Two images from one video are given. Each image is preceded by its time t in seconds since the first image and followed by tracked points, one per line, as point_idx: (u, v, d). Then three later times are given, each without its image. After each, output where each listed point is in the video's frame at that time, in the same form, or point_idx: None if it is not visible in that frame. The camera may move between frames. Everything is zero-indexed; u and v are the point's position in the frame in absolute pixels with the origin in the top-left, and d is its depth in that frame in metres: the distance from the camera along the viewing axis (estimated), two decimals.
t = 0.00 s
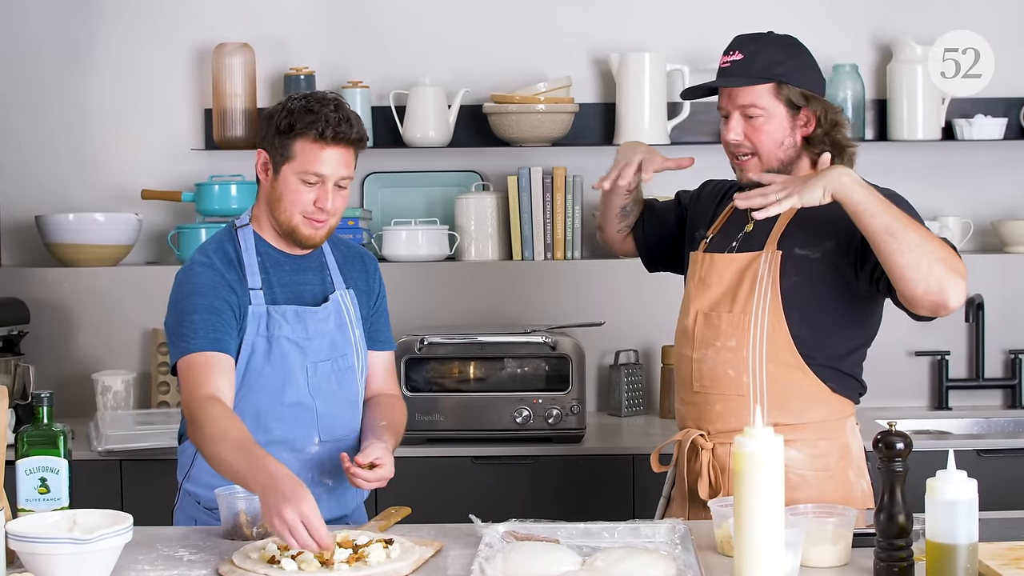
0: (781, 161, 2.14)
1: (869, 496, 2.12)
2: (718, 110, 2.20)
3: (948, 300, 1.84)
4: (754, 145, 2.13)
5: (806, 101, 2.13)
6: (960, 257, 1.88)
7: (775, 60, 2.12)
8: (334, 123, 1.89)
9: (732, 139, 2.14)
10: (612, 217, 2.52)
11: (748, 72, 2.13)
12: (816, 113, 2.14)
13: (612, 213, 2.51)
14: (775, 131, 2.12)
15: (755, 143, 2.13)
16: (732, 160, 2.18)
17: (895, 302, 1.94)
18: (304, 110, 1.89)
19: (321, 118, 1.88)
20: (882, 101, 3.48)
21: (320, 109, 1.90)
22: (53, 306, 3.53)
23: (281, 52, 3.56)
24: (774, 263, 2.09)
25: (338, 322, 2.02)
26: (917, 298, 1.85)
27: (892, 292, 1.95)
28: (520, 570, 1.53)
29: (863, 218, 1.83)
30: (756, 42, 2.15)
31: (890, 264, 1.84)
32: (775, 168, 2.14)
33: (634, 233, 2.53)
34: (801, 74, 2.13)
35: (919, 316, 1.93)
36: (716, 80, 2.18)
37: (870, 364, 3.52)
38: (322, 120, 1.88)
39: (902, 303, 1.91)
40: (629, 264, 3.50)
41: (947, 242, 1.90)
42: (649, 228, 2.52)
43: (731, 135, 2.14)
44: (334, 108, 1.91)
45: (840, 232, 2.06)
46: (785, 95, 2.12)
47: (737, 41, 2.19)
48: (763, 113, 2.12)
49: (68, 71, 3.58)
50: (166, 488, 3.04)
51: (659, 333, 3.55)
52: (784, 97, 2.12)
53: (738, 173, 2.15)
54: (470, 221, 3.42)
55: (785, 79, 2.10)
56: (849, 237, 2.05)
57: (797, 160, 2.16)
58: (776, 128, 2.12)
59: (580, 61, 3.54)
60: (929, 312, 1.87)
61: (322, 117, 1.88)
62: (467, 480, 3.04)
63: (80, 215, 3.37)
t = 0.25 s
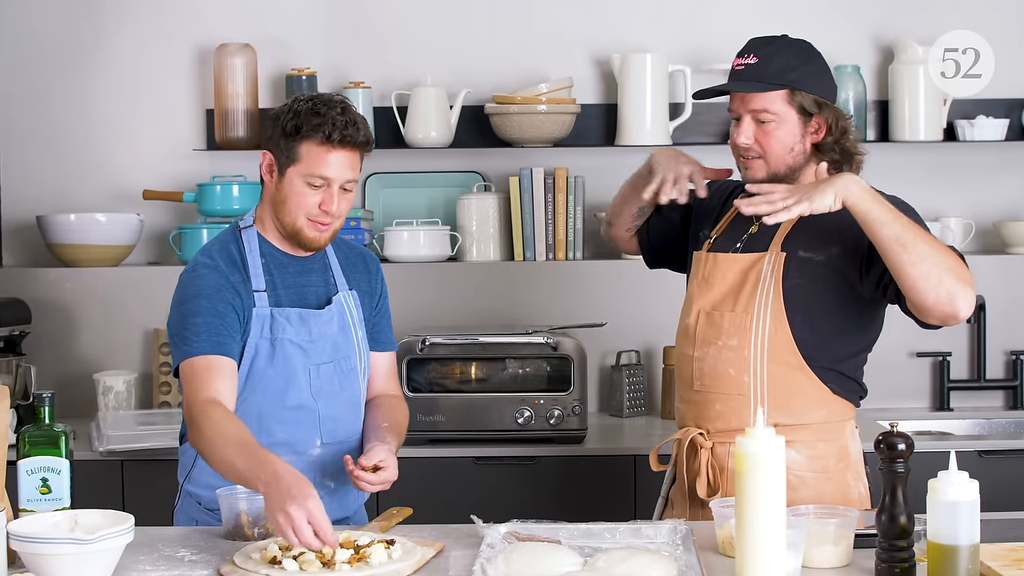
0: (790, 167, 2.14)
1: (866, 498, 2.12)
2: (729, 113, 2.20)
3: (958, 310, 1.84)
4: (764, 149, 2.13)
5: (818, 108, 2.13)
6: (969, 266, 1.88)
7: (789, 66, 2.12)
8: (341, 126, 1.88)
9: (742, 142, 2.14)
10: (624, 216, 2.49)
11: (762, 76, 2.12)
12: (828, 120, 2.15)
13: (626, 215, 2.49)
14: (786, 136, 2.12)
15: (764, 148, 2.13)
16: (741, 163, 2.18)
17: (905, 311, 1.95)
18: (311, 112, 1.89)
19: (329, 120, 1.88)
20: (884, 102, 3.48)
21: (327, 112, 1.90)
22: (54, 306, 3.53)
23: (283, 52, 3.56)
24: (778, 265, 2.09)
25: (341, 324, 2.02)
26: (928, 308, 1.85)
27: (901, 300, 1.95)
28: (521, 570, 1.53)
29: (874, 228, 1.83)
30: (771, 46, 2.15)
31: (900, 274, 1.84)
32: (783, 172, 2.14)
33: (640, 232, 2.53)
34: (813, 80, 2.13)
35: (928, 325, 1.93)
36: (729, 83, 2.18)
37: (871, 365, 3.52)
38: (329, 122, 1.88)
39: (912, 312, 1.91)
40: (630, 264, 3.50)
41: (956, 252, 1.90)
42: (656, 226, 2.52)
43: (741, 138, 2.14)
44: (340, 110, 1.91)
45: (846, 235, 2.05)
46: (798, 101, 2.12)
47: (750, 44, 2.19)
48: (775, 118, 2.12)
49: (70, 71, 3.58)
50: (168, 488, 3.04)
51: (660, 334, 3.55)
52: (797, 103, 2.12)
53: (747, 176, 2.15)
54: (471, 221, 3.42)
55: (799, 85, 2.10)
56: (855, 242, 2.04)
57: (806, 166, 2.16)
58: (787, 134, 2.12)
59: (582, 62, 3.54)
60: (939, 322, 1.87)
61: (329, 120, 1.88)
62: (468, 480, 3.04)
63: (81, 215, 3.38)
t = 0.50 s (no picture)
0: (798, 167, 2.14)
1: (864, 497, 2.12)
2: (743, 108, 2.20)
3: (959, 315, 1.84)
4: (773, 147, 2.13)
5: (831, 111, 2.13)
6: (973, 272, 1.88)
7: (808, 66, 2.12)
8: (344, 128, 1.88)
9: (752, 138, 2.14)
10: (628, 201, 2.53)
11: (778, 74, 2.12)
12: (840, 124, 2.14)
13: (631, 198, 2.53)
14: (797, 136, 2.12)
15: (774, 146, 2.13)
16: (749, 158, 2.18)
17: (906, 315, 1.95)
18: (314, 113, 1.89)
19: (332, 122, 1.88)
20: (885, 102, 3.48)
21: (330, 113, 1.90)
22: (55, 307, 3.54)
23: (284, 53, 3.56)
24: (779, 264, 2.09)
25: (343, 325, 2.02)
26: (929, 311, 1.85)
27: (902, 304, 1.94)
28: (522, 570, 1.53)
29: (878, 226, 1.82)
30: (790, 45, 2.14)
31: (903, 276, 1.84)
32: (790, 172, 2.14)
33: (645, 218, 2.54)
34: (832, 82, 2.13)
35: (928, 329, 1.93)
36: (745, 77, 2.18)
37: (873, 365, 3.51)
38: (333, 124, 1.88)
39: (913, 316, 1.91)
40: (631, 264, 3.50)
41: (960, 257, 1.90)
42: (663, 212, 2.53)
43: (751, 134, 2.14)
44: (344, 112, 1.91)
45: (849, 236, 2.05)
46: (812, 102, 2.12)
47: (769, 40, 2.18)
48: (787, 117, 2.12)
49: (71, 72, 3.58)
50: (168, 488, 3.04)
51: (661, 334, 3.55)
52: (810, 104, 2.12)
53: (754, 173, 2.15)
54: (472, 221, 3.43)
55: (814, 86, 2.11)
56: (857, 243, 2.04)
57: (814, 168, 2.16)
58: (798, 133, 2.12)
59: (583, 62, 3.54)
60: (940, 326, 1.87)
61: (333, 122, 1.88)
62: (469, 480, 3.04)
63: (82, 216, 3.38)
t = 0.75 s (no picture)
0: (798, 162, 2.14)
1: (875, 496, 2.10)
2: (744, 104, 2.20)
3: (963, 317, 1.84)
4: (773, 141, 2.13)
5: (831, 107, 2.13)
6: (977, 274, 1.88)
7: (808, 62, 2.12)
8: (350, 129, 1.89)
9: (752, 133, 2.14)
10: (629, 198, 2.49)
11: (778, 69, 2.12)
12: (840, 120, 2.15)
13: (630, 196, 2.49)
14: (796, 130, 2.12)
15: (774, 141, 2.13)
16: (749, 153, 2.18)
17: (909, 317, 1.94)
18: (320, 115, 1.90)
19: (338, 123, 1.88)
20: (887, 102, 3.48)
21: (336, 115, 1.90)
22: (58, 307, 3.54)
23: (286, 53, 3.56)
24: (782, 265, 2.09)
25: (346, 326, 2.02)
26: (933, 314, 1.85)
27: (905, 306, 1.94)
28: (525, 571, 1.53)
29: (881, 230, 1.82)
30: (792, 40, 2.14)
31: (907, 279, 1.83)
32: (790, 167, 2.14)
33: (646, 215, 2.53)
34: (831, 78, 2.12)
35: (933, 332, 1.93)
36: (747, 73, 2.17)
37: (876, 365, 3.51)
38: (338, 126, 1.88)
39: (917, 318, 1.91)
40: (634, 264, 3.50)
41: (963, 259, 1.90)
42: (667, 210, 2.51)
43: (751, 128, 2.14)
44: (349, 114, 1.91)
45: (851, 238, 2.05)
46: (812, 97, 2.12)
47: (771, 38, 2.18)
48: (787, 112, 2.12)
49: (73, 73, 3.59)
50: (171, 489, 3.04)
51: (664, 334, 3.55)
52: (811, 99, 2.12)
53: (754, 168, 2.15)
54: (475, 222, 3.42)
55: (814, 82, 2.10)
56: (860, 244, 2.03)
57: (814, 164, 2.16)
58: (798, 128, 2.12)
59: (586, 63, 3.54)
60: (944, 328, 1.87)
61: (338, 123, 1.88)
62: (471, 481, 3.04)
63: (84, 216, 3.38)
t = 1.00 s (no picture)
0: (794, 148, 2.14)
1: (877, 497, 2.11)
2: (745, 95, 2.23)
3: (965, 305, 1.84)
4: (769, 127, 2.14)
5: (828, 95, 2.13)
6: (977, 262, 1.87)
7: (803, 51, 2.13)
8: (351, 131, 1.88)
9: (749, 119, 2.16)
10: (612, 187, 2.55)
11: (774, 56, 2.14)
12: (837, 108, 2.14)
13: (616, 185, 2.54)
14: (792, 117, 2.13)
15: (769, 126, 2.14)
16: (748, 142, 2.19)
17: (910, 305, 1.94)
18: (322, 116, 1.89)
19: (338, 124, 1.88)
20: (890, 103, 3.48)
21: (337, 116, 1.90)
22: (61, 308, 3.54)
23: (288, 54, 3.57)
24: (787, 264, 2.08)
25: (349, 327, 2.02)
26: (934, 302, 1.85)
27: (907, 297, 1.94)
28: (529, 572, 1.53)
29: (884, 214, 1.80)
30: (789, 32, 2.16)
31: (909, 264, 1.83)
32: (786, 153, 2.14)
33: (646, 214, 2.54)
34: (826, 67, 2.12)
35: (934, 320, 1.92)
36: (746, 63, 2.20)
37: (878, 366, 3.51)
38: (339, 127, 1.88)
39: (919, 307, 1.91)
40: (636, 265, 3.50)
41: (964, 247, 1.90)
42: (669, 209, 2.51)
43: (748, 115, 2.16)
44: (350, 115, 1.91)
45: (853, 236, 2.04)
46: (808, 85, 2.12)
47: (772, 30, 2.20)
48: (783, 98, 2.13)
49: (76, 75, 3.59)
50: (173, 490, 3.04)
51: (666, 335, 3.54)
52: (807, 87, 2.12)
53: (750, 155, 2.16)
54: (477, 223, 3.43)
55: (809, 67, 2.11)
56: (862, 241, 2.03)
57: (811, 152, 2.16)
58: (794, 115, 2.13)
59: (588, 63, 3.54)
60: (945, 315, 1.86)
61: (339, 124, 1.88)
62: (474, 481, 3.04)
63: (87, 217, 3.38)
